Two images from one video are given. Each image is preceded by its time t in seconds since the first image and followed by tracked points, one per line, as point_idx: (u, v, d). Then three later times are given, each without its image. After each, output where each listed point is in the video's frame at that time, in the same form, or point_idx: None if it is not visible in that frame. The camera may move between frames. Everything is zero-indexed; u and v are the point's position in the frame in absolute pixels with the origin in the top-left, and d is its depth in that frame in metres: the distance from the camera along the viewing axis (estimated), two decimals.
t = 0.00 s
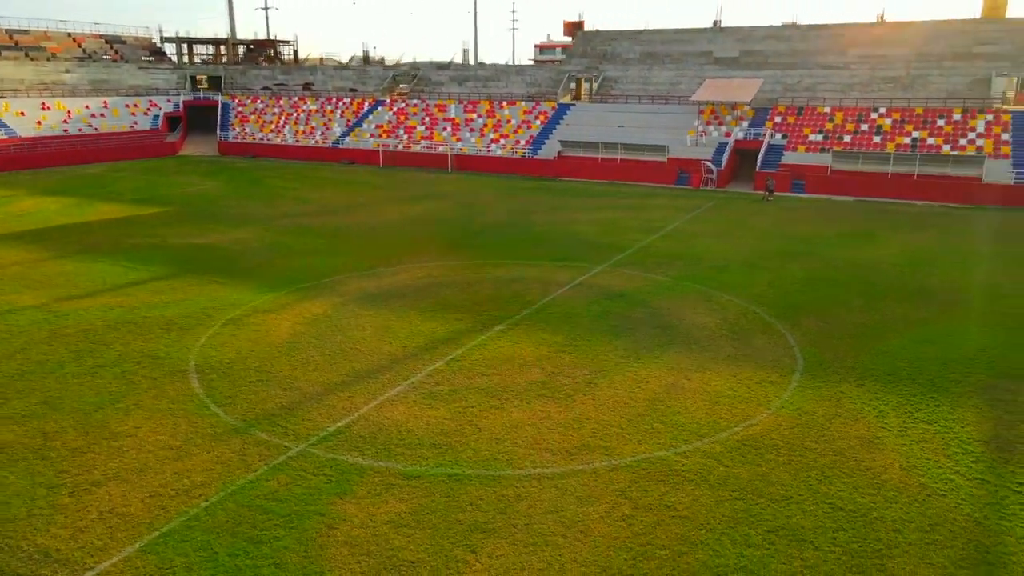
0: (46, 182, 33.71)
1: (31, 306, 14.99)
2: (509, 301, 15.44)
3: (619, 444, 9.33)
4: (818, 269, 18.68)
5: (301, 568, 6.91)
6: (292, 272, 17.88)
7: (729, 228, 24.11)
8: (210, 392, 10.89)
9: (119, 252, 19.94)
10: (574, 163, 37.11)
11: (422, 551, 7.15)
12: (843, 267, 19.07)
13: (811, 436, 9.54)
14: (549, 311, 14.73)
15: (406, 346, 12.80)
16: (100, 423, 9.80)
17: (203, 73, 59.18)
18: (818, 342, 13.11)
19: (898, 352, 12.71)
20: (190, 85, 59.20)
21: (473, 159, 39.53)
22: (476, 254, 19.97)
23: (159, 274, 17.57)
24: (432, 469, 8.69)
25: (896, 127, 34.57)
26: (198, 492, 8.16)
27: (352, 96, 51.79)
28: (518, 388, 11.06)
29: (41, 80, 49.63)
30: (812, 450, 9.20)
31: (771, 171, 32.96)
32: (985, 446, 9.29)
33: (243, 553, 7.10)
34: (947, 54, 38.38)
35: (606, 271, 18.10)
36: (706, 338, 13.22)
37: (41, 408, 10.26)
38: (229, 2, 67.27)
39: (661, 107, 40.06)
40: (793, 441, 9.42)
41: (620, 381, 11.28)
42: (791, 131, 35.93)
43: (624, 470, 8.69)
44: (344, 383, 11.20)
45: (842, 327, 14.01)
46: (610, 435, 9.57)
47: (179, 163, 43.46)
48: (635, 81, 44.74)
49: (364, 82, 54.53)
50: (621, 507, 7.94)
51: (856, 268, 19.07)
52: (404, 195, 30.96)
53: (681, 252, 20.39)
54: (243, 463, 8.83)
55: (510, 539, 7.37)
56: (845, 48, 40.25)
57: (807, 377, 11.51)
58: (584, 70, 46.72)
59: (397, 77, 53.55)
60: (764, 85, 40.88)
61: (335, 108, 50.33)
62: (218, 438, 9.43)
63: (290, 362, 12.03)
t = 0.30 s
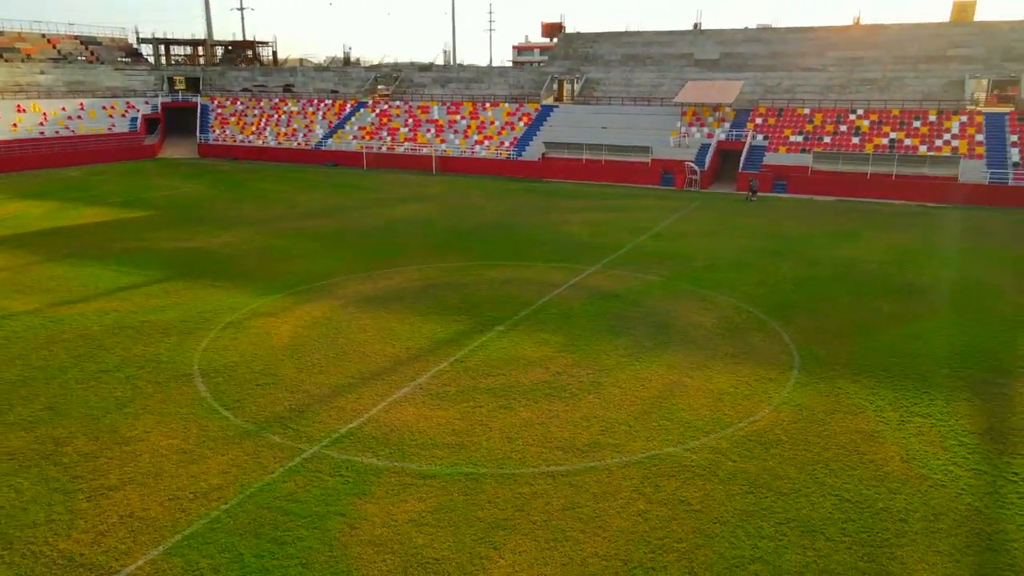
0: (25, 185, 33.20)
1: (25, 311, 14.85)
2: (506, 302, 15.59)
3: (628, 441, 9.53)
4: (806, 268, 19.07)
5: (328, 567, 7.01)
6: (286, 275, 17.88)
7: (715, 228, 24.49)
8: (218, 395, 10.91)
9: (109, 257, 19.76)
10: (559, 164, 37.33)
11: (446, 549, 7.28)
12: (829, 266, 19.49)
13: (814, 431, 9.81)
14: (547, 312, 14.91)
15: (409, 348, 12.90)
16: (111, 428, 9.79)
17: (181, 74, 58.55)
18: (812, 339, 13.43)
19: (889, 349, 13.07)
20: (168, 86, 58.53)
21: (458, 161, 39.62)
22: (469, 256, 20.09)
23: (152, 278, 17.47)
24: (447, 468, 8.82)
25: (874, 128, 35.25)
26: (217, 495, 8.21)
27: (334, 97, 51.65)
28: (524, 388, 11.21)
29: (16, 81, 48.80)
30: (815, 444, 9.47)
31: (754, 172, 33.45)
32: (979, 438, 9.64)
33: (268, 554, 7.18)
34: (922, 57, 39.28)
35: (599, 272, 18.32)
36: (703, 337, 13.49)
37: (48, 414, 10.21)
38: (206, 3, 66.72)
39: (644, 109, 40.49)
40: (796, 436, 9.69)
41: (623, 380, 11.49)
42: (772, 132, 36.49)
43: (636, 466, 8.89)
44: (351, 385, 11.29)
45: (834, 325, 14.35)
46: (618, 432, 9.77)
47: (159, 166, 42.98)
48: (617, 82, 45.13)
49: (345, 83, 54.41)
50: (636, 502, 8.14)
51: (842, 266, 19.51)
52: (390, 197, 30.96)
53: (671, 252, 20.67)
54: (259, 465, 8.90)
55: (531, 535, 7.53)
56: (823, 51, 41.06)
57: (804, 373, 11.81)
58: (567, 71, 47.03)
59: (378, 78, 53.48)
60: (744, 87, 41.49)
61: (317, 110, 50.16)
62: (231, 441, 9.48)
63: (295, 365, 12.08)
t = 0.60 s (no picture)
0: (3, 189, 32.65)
1: (18, 317, 14.68)
2: (503, 303, 15.73)
3: (636, 438, 9.73)
4: (794, 268, 19.43)
5: (355, 566, 7.11)
6: (281, 279, 17.85)
7: (702, 228, 24.84)
8: (225, 399, 10.93)
9: (98, 261, 19.58)
10: (544, 165, 37.51)
11: (470, 547, 7.42)
12: (816, 265, 19.89)
13: (815, 426, 10.09)
14: (545, 313, 15.08)
15: (411, 349, 12.99)
16: (121, 433, 9.79)
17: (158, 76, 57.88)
18: (806, 337, 13.74)
19: (881, 345, 13.42)
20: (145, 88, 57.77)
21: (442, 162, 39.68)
22: (462, 258, 20.21)
23: (145, 282, 17.37)
24: (462, 467, 8.95)
25: (853, 129, 35.93)
26: (235, 498, 8.26)
27: (315, 99, 51.47)
28: (530, 387, 11.37)
29: None
30: (818, 438, 9.74)
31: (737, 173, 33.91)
32: (974, 430, 9.97)
33: (293, 554, 7.26)
34: (897, 59, 40.41)
35: (592, 272, 18.54)
36: (700, 335, 13.74)
37: (55, 420, 10.16)
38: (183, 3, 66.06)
39: (627, 111, 40.91)
40: (799, 431, 9.95)
41: (626, 378, 11.69)
42: (753, 133, 37.02)
43: (646, 463, 9.09)
44: (358, 387, 11.37)
45: (826, 323, 14.68)
46: (627, 429, 9.97)
47: (138, 169, 42.47)
48: (600, 84, 45.31)
49: (326, 84, 54.23)
50: (650, 497, 8.32)
51: (829, 265, 19.91)
52: (377, 199, 30.93)
53: (661, 252, 20.96)
54: (274, 467, 8.97)
55: (551, 531, 7.69)
56: (800, 53, 42.23)
57: (802, 370, 12.10)
58: (549, 73, 47.25)
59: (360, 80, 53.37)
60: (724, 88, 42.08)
61: (298, 112, 49.98)
62: (244, 444, 9.52)
63: (299, 367, 12.12)
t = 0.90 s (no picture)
0: None
1: (12, 323, 14.52)
2: (501, 305, 15.88)
3: (644, 436, 9.94)
4: (782, 267, 19.82)
5: (380, 565, 7.21)
6: (276, 282, 17.83)
7: (689, 229, 25.19)
8: (233, 402, 10.95)
9: (87, 266, 19.38)
10: (528, 166, 37.72)
11: (492, 545, 7.56)
12: (803, 264, 20.30)
13: (816, 421, 10.38)
14: (543, 314, 15.25)
15: (414, 351, 13.09)
16: (132, 438, 9.79)
17: (134, 78, 57.14)
18: (800, 334, 14.06)
19: (873, 342, 13.78)
20: (120, 89, 56.96)
21: (426, 164, 39.70)
22: (455, 260, 20.31)
23: (138, 286, 17.26)
24: (476, 467, 9.08)
25: (831, 130, 36.60)
26: (254, 500, 8.32)
27: (296, 101, 51.24)
28: (536, 387, 11.52)
29: None
30: (820, 433, 10.02)
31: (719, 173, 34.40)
32: (968, 424, 10.31)
33: (318, 555, 7.35)
34: (872, 62, 41.32)
35: (586, 272, 18.75)
36: (697, 334, 14.01)
37: (62, 426, 10.11)
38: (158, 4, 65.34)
39: (609, 112, 41.28)
40: (801, 426, 10.23)
41: (629, 377, 11.90)
42: (734, 134, 37.55)
43: (656, 459, 9.30)
44: (365, 389, 11.44)
45: (817, 321, 15.02)
46: (634, 428, 10.17)
47: (118, 171, 41.96)
48: (581, 85, 45.66)
49: (307, 86, 53.97)
50: (663, 492, 8.53)
51: (816, 264, 20.33)
52: (364, 201, 30.90)
53: (651, 252, 21.24)
54: (290, 469, 9.04)
55: (570, 528, 7.86)
56: (779, 55, 43.04)
57: (798, 367, 12.40)
58: (531, 75, 47.55)
59: (341, 81, 53.20)
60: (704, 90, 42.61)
61: (279, 114, 49.70)
62: (257, 447, 9.56)
63: (304, 370, 12.17)
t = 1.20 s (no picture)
0: None
1: (6, 329, 14.34)
2: (499, 306, 16.02)
3: (652, 433, 10.14)
4: (770, 266, 20.19)
5: (404, 564, 7.32)
6: (270, 286, 17.80)
7: (676, 229, 25.51)
8: (241, 406, 10.97)
9: (76, 270, 19.16)
10: (513, 168, 37.91)
11: (515, 542, 7.69)
12: (790, 263, 20.70)
13: (816, 416, 10.67)
14: (541, 314, 15.42)
15: (417, 353, 13.18)
16: (143, 443, 9.78)
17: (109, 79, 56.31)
18: (794, 333, 14.38)
19: (864, 339, 14.14)
20: (95, 90, 56.04)
21: (410, 166, 39.70)
22: (448, 262, 20.40)
23: (132, 291, 17.12)
24: (491, 467, 9.22)
25: (811, 131, 37.27)
26: (273, 503, 8.38)
27: (276, 103, 50.94)
28: (541, 387, 11.68)
29: None
30: (821, 428, 10.30)
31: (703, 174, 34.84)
32: (961, 417, 10.66)
33: (344, 555, 7.45)
34: (848, 64, 42.12)
35: (579, 273, 18.96)
36: (694, 333, 14.26)
37: (70, 432, 10.08)
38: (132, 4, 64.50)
39: (592, 114, 41.61)
40: (802, 421, 10.50)
41: (632, 376, 12.11)
42: (716, 135, 38.06)
43: (666, 456, 9.50)
44: (372, 391, 11.51)
45: (809, 318, 15.36)
46: (641, 425, 10.38)
47: (96, 174, 41.37)
48: (564, 87, 46.01)
49: (287, 88, 53.65)
50: (675, 488, 8.74)
51: (802, 263, 20.73)
52: (350, 204, 30.84)
53: (642, 253, 21.51)
54: (306, 471, 9.10)
55: (588, 524, 8.02)
56: (758, 57, 43.64)
57: (795, 364, 12.70)
58: (514, 77, 47.78)
59: (321, 83, 52.95)
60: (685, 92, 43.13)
61: (259, 116, 49.38)
62: (270, 450, 9.61)
63: (309, 373, 12.21)
